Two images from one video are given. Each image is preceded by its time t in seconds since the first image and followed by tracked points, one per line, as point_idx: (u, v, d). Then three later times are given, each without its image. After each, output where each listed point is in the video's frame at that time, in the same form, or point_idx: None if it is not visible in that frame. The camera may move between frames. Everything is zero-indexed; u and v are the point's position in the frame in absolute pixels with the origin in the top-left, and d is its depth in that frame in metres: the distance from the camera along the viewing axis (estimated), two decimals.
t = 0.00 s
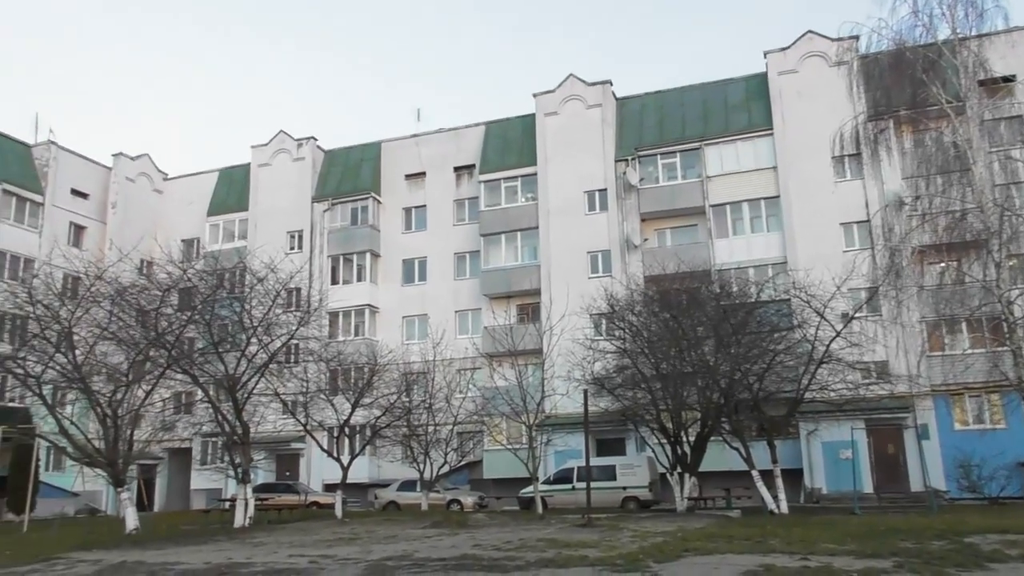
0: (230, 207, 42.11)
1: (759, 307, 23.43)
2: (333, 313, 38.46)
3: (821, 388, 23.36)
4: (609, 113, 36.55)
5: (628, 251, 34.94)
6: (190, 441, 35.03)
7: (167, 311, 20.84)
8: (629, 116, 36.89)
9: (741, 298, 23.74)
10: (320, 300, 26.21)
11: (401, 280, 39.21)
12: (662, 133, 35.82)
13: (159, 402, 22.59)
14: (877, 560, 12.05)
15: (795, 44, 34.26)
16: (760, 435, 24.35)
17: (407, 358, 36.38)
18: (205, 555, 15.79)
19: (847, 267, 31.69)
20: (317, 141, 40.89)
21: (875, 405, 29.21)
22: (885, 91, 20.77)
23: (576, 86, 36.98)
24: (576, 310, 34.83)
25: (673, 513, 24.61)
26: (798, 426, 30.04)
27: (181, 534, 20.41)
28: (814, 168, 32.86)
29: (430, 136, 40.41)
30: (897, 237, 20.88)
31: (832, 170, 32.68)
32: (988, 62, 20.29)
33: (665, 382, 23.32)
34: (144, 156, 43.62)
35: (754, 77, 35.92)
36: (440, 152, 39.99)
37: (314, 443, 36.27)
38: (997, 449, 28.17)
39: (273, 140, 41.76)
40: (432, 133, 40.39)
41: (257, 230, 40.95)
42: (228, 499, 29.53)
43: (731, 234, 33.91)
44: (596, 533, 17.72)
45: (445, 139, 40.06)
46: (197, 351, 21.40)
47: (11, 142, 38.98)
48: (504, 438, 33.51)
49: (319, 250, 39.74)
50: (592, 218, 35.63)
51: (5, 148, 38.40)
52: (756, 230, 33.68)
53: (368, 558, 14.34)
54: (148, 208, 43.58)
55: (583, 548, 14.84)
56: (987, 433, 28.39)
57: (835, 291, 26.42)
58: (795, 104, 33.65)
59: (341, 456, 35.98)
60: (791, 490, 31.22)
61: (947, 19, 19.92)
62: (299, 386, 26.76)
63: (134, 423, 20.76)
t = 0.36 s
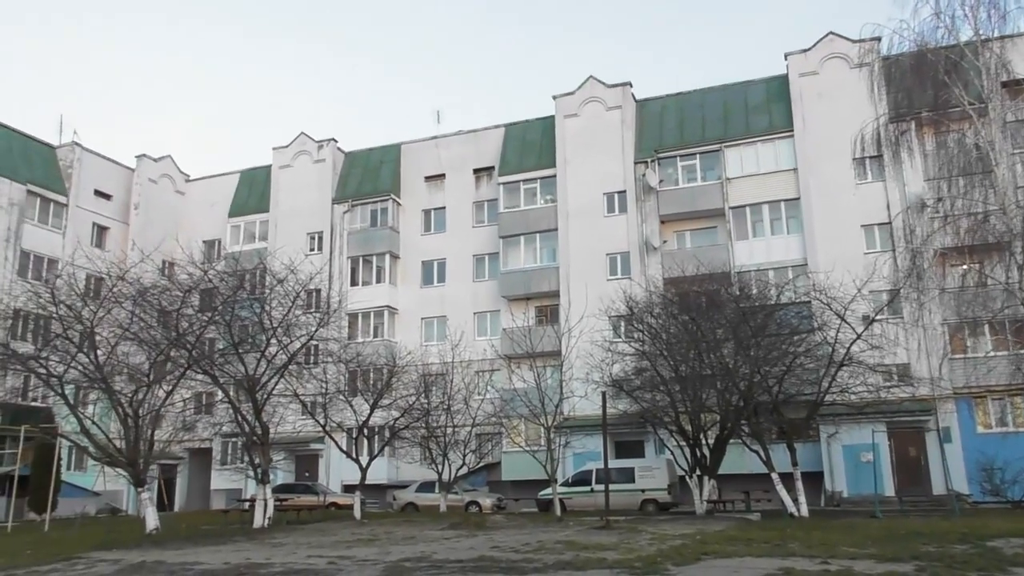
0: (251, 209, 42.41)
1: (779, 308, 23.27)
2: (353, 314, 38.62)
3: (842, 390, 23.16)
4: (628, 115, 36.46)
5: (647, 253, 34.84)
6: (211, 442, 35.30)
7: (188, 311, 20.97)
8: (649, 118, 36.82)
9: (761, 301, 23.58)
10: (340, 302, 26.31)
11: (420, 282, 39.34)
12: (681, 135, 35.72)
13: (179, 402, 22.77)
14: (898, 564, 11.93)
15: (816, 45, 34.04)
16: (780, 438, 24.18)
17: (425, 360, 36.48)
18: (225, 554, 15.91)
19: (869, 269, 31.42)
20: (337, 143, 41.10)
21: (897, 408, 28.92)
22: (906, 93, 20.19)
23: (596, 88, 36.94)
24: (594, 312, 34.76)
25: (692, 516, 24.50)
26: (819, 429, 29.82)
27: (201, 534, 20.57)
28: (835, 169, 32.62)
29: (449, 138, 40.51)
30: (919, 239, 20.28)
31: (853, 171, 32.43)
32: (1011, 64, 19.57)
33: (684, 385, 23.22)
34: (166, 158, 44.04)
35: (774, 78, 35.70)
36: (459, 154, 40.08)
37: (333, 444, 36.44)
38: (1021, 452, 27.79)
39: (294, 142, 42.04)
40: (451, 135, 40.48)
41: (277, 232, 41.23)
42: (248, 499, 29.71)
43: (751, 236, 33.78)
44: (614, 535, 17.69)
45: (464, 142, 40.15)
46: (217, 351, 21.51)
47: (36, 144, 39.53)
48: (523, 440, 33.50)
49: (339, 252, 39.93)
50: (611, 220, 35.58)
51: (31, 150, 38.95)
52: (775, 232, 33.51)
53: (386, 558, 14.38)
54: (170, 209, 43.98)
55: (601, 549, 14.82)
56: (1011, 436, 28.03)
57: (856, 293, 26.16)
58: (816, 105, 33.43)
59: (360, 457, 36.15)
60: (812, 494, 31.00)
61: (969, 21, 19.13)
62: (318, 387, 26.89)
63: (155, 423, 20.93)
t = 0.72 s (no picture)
0: (254, 207, 42.41)
1: (783, 309, 23.20)
2: (356, 313, 38.60)
3: (846, 391, 23.09)
4: (633, 114, 36.39)
5: (651, 253, 34.78)
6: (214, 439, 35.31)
7: (192, 309, 20.95)
8: (653, 118, 36.77)
9: (765, 301, 23.50)
10: (343, 300, 26.28)
11: (423, 281, 39.33)
12: (686, 135, 35.66)
13: (182, 399, 22.74)
14: (903, 565, 11.86)
15: (821, 45, 33.95)
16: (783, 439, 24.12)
17: (428, 359, 36.48)
18: (227, 552, 15.87)
19: (873, 270, 31.34)
20: (341, 141, 41.10)
21: (901, 408, 28.82)
22: (912, 92, 20.28)
23: (601, 87, 36.90)
24: (598, 311, 34.70)
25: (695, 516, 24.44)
26: (823, 430, 29.80)
27: (203, 531, 20.55)
28: (840, 169, 32.53)
29: (453, 137, 40.48)
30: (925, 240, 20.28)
31: (857, 171, 32.33)
32: (1016, 64, 19.48)
33: (687, 385, 23.15)
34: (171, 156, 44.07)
35: (779, 78, 35.63)
36: (463, 153, 40.05)
37: (336, 442, 36.45)
38: None
39: (298, 140, 42.04)
40: (455, 134, 40.45)
41: (281, 230, 41.23)
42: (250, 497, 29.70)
43: (755, 237, 33.71)
44: (618, 535, 17.64)
45: (468, 141, 40.12)
46: (220, 349, 21.46)
47: (41, 141, 39.57)
48: (525, 439, 33.47)
49: (342, 250, 39.92)
50: (615, 219, 35.52)
51: (35, 147, 39.00)
52: (780, 232, 33.45)
53: (388, 557, 14.33)
54: (174, 207, 44.00)
55: (604, 550, 14.76)
56: (1015, 437, 27.93)
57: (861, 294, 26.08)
58: (821, 105, 33.34)
59: (363, 455, 36.17)
60: (815, 495, 30.94)
61: (974, 20, 18.96)
62: (321, 385, 26.87)
63: (157, 420, 20.92)
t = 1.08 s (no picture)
0: (245, 205, 42.26)
1: (775, 310, 23.26)
2: (347, 312, 38.49)
3: (837, 392, 23.16)
4: (626, 115, 36.42)
5: (643, 254, 34.83)
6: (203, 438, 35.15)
7: (182, 307, 20.84)
8: (646, 118, 36.80)
9: (756, 302, 23.52)
10: (335, 299, 26.19)
11: (414, 280, 39.27)
12: (678, 136, 35.72)
13: (171, 398, 22.63)
14: (893, 566, 11.93)
15: (813, 48, 34.07)
16: (773, 440, 24.18)
17: (419, 358, 36.43)
18: (216, 552, 15.79)
19: (864, 272, 31.46)
20: (333, 140, 40.98)
21: (892, 409, 28.91)
22: (903, 95, 19.94)
23: (593, 88, 36.92)
24: (589, 312, 34.71)
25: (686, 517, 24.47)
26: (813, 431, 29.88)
27: (192, 531, 20.45)
28: (831, 172, 32.64)
29: (446, 136, 40.43)
30: (914, 242, 20.06)
31: (848, 173, 32.47)
32: (1007, 68, 19.49)
33: (678, 386, 23.20)
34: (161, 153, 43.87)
35: (771, 80, 35.73)
36: (456, 152, 40.01)
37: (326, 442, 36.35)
38: (1012, 455, 27.88)
39: (290, 138, 41.90)
40: (448, 133, 40.40)
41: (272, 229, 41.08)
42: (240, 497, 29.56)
43: (746, 238, 33.79)
44: (609, 535, 17.66)
45: (461, 140, 40.08)
46: (210, 348, 21.35)
47: (30, 137, 39.29)
48: (516, 440, 33.46)
49: (333, 249, 39.80)
50: (607, 220, 35.55)
51: (24, 143, 38.71)
52: (771, 234, 33.55)
53: (378, 558, 14.27)
54: (164, 204, 43.80)
55: (596, 550, 14.75)
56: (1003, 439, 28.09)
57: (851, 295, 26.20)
58: (813, 107, 33.46)
59: (353, 455, 36.10)
60: (805, 496, 31.04)
61: (965, 24, 19.13)
62: (312, 384, 26.77)
63: (147, 419, 20.82)
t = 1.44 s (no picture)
0: (237, 205, 42.11)
1: (767, 310, 23.29)
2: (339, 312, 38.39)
3: (829, 392, 23.22)
4: (618, 116, 36.45)
5: (635, 254, 34.86)
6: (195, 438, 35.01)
7: (174, 307, 20.73)
8: (638, 119, 36.84)
9: (748, 302, 23.56)
10: (326, 299, 26.10)
11: (406, 281, 39.20)
12: (670, 136, 35.77)
13: (163, 399, 22.50)
14: (886, 565, 11.97)
15: (805, 49, 34.16)
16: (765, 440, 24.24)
17: (412, 359, 36.37)
18: (208, 552, 15.72)
19: (855, 273, 31.56)
20: (325, 139, 40.89)
21: (883, 409, 29.06)
22: (895, 96, 20.05)
23: (586, 88, 36.92)
24: (582, 312, 34.71)
25: (678, 517, 24.51)
26: (805, 431, 29.97)
27: (184, 532, 20.34)
28: (822, 172, 32.75)
29: (438, 136, 40.38)
30: (905, 243, 20.10)
31: (839, 174, 32.57)
32: (998, 70, 19.48)
33: (671, 386, 23.20)
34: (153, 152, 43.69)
35: (763, 81, 35.82)
36: (448, 152, 39.97)
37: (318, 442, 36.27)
38: (1003, 455, 28.02)
39: (282, 137, 41.78)
40: (440, 133, 40.35)
41: (264, 228, 40.95)
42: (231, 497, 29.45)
43: (738, 238, 33.89)
44: (602, 535, 17.69)
45: (453, 140, 40.04)
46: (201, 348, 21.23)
47: (21, 135, 39.04)
48: (509, 440, 33.45)
49: (325, 249, 39.71)
50: (599, 220, 35.57)
51: (15, 142, 38.45)
52: (763, 234, 33.64)
53: (371, 558, 14.24)
54: (156, 203, 43.62)
55: (589, 550, 14.75)
56: (994, 439, 28.22)
57: (843, 296, 26.28)
58: (804, 108, 33.56)
59: (345, 455, 36.05)
60: (797, 495, 31.15)
61: (956, 26, 19.22)
62: (304, 384, 26.66)
63: (138, 419, 20.71)
